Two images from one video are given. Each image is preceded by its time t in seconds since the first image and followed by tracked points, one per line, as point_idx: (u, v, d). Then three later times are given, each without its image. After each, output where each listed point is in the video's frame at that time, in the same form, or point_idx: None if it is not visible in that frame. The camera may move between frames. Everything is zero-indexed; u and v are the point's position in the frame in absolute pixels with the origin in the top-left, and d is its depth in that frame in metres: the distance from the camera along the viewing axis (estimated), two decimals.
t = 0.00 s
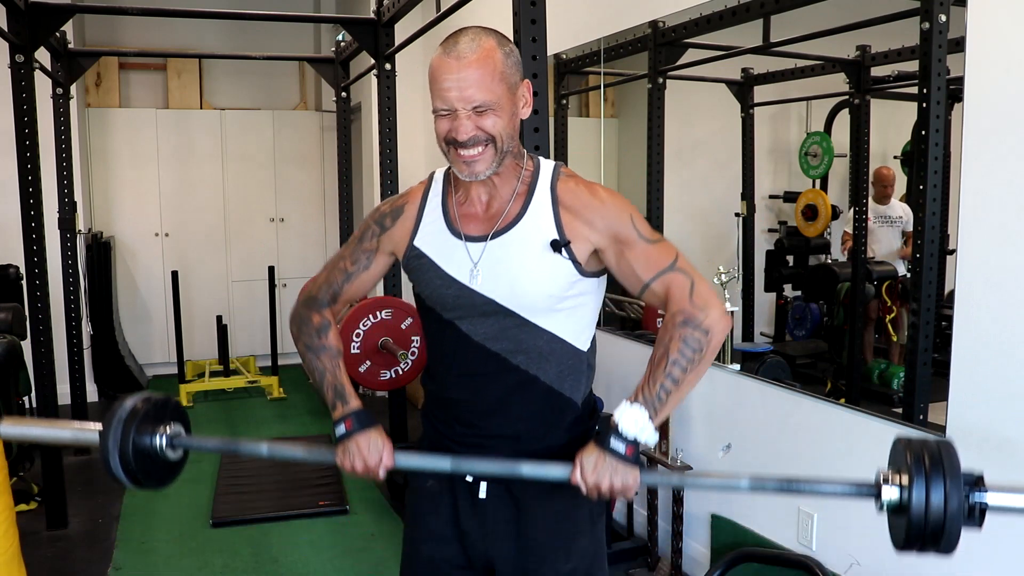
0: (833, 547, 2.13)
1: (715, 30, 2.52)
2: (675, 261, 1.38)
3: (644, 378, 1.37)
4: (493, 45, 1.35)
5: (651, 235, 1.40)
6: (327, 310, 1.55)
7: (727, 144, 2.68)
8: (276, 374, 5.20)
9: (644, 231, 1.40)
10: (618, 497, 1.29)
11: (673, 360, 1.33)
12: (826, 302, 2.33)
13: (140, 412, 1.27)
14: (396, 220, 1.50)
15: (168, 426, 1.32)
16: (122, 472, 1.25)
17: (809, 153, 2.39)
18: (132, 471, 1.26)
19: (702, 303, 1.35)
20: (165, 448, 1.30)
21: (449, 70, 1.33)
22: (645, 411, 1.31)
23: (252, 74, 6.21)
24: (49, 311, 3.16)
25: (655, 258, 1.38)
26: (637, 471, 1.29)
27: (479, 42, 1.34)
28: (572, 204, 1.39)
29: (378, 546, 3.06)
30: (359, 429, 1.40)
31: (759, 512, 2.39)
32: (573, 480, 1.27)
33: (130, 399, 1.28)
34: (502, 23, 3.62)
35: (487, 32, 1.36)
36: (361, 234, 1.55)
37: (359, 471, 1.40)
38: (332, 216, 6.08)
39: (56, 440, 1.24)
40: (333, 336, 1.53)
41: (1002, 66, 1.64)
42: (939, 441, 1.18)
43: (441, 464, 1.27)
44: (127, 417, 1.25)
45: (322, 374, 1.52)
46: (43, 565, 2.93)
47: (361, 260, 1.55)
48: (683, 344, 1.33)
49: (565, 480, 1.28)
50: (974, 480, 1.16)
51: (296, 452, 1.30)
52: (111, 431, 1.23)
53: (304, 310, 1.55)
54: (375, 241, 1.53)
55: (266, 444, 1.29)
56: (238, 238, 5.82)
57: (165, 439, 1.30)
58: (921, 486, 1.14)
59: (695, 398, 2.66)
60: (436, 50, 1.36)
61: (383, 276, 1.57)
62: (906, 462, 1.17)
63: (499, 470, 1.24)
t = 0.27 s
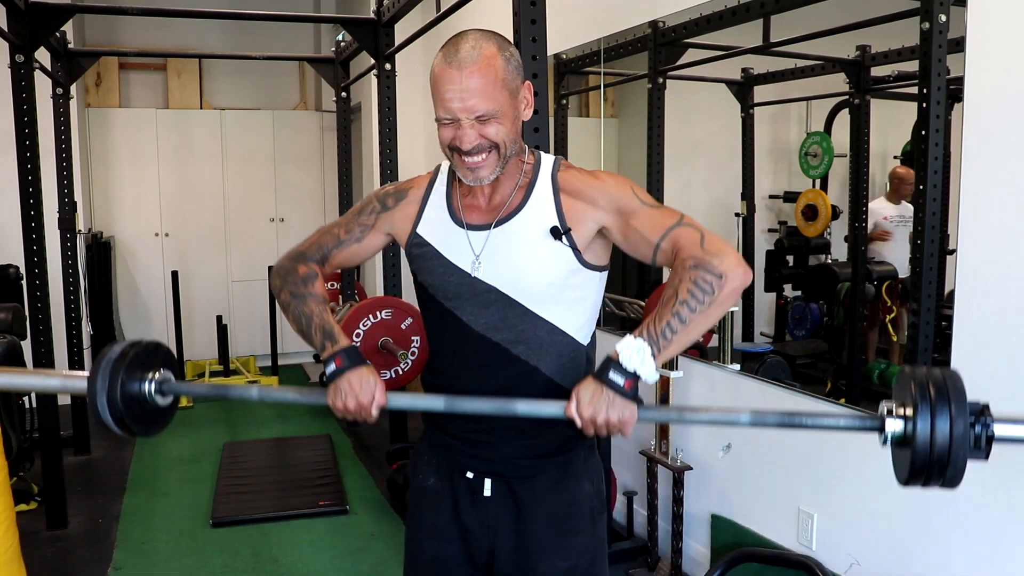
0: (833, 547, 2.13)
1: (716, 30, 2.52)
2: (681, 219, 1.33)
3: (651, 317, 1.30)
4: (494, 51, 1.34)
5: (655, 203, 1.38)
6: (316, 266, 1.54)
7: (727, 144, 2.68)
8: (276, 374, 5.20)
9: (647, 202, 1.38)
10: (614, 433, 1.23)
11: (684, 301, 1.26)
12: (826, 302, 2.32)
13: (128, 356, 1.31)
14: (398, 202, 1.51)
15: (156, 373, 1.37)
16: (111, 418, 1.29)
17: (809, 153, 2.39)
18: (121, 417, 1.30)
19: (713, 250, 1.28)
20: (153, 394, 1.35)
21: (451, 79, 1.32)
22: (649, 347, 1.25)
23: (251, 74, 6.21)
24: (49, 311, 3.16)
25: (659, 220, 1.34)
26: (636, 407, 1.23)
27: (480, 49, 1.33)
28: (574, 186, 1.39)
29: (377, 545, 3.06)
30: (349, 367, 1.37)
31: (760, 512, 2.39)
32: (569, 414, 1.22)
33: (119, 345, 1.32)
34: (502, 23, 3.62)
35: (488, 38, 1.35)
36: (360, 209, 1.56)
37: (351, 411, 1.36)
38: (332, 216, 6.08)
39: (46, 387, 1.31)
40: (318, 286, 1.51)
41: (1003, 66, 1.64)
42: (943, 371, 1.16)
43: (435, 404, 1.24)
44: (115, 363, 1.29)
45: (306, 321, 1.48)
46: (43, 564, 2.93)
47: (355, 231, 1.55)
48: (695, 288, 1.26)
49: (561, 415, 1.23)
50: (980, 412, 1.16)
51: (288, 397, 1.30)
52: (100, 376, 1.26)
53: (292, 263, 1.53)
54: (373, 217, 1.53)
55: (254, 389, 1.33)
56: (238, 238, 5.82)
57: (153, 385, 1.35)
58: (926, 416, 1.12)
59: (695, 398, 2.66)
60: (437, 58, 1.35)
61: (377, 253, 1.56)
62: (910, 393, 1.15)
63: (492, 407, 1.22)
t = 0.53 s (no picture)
0: (833, 547, 2.13)
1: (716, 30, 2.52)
2: (679, 195, 1.33)
3: (653, 281, 1.27)
4: (486, 54, 1.34)
5: (652, 184, 1.38)
6: (308, 244, 1.53)
7: (727, 144, 2.68)
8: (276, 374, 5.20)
9: (644, 184, 1.38)
10: (613, 395, 1.22)
11: (687, 264, 1.24)
12: (827, 302, 2.30)
13: (121, 326, 1.37)
14: (395, 193, 1.52)
15: (148, 343, 1.43)
16: (104, 386, 1.34)
17: (809, 153, 2.40)
18: (114, 386, 1.35)
19: (715, 216, 1.26)
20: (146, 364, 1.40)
21: (445, 86, 1.32)
22: (650, 309, 1.23)
23: (252, 74, 6.21)
24: (49, 311, 3.16)
25: (658, 197, 1.34)
26: (635, 369, 1.21)
27: (473, 53, 1.33)
28: (570, 176, 1.40)
29: (377, 546, 3.06)
30: (343, 332, 1.35)
31: (760, 512, 2.39)
32: (567, 376, 1.22)
33: (112, 315, 1.37)
34: (502, 23, 3.62)
35: (480, 40, 1.35)
36: (356, 196, 1.56)
37: (348, 377, 1.34)
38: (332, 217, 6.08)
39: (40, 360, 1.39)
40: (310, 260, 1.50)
41: (1002, 66, 1.64)
42: (950, 330, 1.18)
43: (432, 368, 1.28)
44: (108, 332, 1.33)
45: (296, 293, 1.46)
46: (44, 564, 2.93)
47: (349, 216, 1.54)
48: (698, 252, 1.23)
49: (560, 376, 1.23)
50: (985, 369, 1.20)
51: (282, 361, 1.36)
52: (91, 346, 1.31)
53: (284, 239, 1.52)
54: (368, 205, 1.53)
55: (248, 356, 1.38)
56: (238, 238, 5.82)
57: (146, 354, 1.41)
58: (932, 373, 1.14)
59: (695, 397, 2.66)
60: (429, 63, 1.34)
61: (368, 243, 1.56)
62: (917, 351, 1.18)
63: (489, 372, 1.25)
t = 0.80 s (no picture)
0: (833, 548, 2.13)
1: (716, 30, 2.52)
2: (676, 183, 1.33)
3: (653, 264, 1.28)
4: (481, 56, 1.34)
5: (647, 174, 1.39)
6: (304, 234, 1.54)
7: (727, 144, 2.68)
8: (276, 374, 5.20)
9: (640, 175, 1.39)
10: (612, 378, 1.22)
11: (689, 248, 1.25)
12: (827, 302, 2.31)
13: (113, 313, 1.38)
14: (392, 187, 1.52)
15: (143, 330, 1.43)
16: (97, 372, 1.34)
17: (808, 153, 2.38)
18: (108, 372, 1.36)
19: (715, 202, 1.28)
20: (140, 350, 1.41)
21: (441, 90, 1.32)
22: (651, 292, 1.23)
23: (251, 74, 6.21)
24: (49, 311, 3.16)
25: (655, 188, 1.34)
26: (633, 351, 1.22)
27: (467, 56, 1.32)
28: (567, 170, 1.40)
29: (377, 546, 3.06)
30: (339, 317, 1.36)
31: (760, 512, 2.39)
32: (566, 359, 1.22)
33: (105, 302, 1.38)
34: (502, 23, 3.62)
35: (474, 42, 1.34)
36: (354, 189, 1.56)
37: (343, 362, 1.35)
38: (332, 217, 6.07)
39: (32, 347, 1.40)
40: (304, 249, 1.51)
41: (1003, 66, 1.64)
42: (952, 310, 1.17)
43: (429, 352, 1.28)
44: (100, 318, 1.34)
45: (290, 280, 1.47)
46: (44, 564, 2.93)
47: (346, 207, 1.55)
48: (699, 236, 1.25)
49: (558, 359, 1.23)
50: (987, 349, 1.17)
51: (276, 347, 1.35)
52: (84, 331, 1.32)
53: (280, 228, 1.53)
54: (365, 198, 1.53)
55: (242, 342, 1.38)
56: (238, 239, 5.82)
57: (139, 341, 1.41)
58: (933, 352, 1.13)
59: (695, 398, 2.66)
60: (423, 67, 1.34)
61: (364, 236, 1.56)
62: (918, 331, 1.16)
63: (487, 356, 1.25)
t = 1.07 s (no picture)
0: (833, 548, 2.13)
1: (716, 30, 2.52)
2: (675, 215, 1.33)
3: (649, 313, 1.28)
4: (478, 56, 1.34)
5: (646, 197, 1.38)
6: (305, 266, 1.54)
7: (727, 144, 2.68)
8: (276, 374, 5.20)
9: (640, 197, 1.38)
10: (613, 433, 1.20)
11: (683, 296, 1.24)
12: (826, 302, 2.31)
13: (113, 359, 1.27)
14: (388, 202, 1.52)
15: (143, 375, 1.32)
16: (96, 422, 1.24)
17: (808, 153, 2.39)
18: (108, 422, 1.26)
19: (710, 244, 1.26)
20: (140, 398, 1.30)
21: (437, 90, 1.32)
22: (648, 345, 1.23)
23: (252, 74, 6.21)
24: (50, 311, 3.16)
25: (653, 216, 1.34)
26: (634, 407, 1.20)
27: (465, 55, 1.32)
28: (566, 183, 1.39)
29: (377, 546, 3.06)
30: (339, 368, 1.36)
31: (760, 512, 2.39)
32: (566, 415, 1.20)
33: (103, 346, 1.27)
34: (502, 23, 3.62)
35: (471, 42, 1.35)
36: (349, 209, 1.56)
37: (343, 414, 1.33)
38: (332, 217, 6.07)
39: (28, 392, 1.24)
40: (308, 288, 1.51)
41: (1003, 65, 1.64)
42: (948, 367, 1.14)
43: (427, 404, 1.22)
44: (100, 366, 1.24)
45: (296, 323, 1.48)
46: (44, 564, 2.93)
47: (344, 230, 1.55)
48: (693, 283, 1.24)
49: (558, 414, 1.21)
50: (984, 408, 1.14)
51: (277, 397, 1.27)
52: (84, 380, 1.21)
53: (281, 264, 1.54)
54: (362, 217, 1.53)
55: (245, 392, 1.28)
56: (238, 238, 5.82)
57: (139, 389, 1.30)
58: (932, 412, 1.10)
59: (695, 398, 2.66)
60: (420, 66, 1.34)
61: (366, 253, 1.56)
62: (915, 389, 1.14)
63: (487, 408, 1.20)
